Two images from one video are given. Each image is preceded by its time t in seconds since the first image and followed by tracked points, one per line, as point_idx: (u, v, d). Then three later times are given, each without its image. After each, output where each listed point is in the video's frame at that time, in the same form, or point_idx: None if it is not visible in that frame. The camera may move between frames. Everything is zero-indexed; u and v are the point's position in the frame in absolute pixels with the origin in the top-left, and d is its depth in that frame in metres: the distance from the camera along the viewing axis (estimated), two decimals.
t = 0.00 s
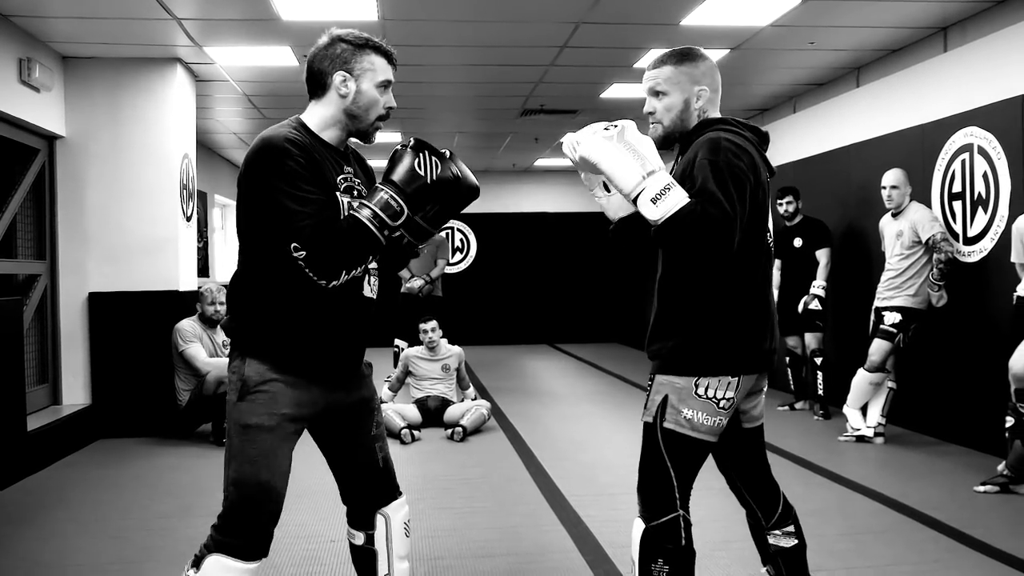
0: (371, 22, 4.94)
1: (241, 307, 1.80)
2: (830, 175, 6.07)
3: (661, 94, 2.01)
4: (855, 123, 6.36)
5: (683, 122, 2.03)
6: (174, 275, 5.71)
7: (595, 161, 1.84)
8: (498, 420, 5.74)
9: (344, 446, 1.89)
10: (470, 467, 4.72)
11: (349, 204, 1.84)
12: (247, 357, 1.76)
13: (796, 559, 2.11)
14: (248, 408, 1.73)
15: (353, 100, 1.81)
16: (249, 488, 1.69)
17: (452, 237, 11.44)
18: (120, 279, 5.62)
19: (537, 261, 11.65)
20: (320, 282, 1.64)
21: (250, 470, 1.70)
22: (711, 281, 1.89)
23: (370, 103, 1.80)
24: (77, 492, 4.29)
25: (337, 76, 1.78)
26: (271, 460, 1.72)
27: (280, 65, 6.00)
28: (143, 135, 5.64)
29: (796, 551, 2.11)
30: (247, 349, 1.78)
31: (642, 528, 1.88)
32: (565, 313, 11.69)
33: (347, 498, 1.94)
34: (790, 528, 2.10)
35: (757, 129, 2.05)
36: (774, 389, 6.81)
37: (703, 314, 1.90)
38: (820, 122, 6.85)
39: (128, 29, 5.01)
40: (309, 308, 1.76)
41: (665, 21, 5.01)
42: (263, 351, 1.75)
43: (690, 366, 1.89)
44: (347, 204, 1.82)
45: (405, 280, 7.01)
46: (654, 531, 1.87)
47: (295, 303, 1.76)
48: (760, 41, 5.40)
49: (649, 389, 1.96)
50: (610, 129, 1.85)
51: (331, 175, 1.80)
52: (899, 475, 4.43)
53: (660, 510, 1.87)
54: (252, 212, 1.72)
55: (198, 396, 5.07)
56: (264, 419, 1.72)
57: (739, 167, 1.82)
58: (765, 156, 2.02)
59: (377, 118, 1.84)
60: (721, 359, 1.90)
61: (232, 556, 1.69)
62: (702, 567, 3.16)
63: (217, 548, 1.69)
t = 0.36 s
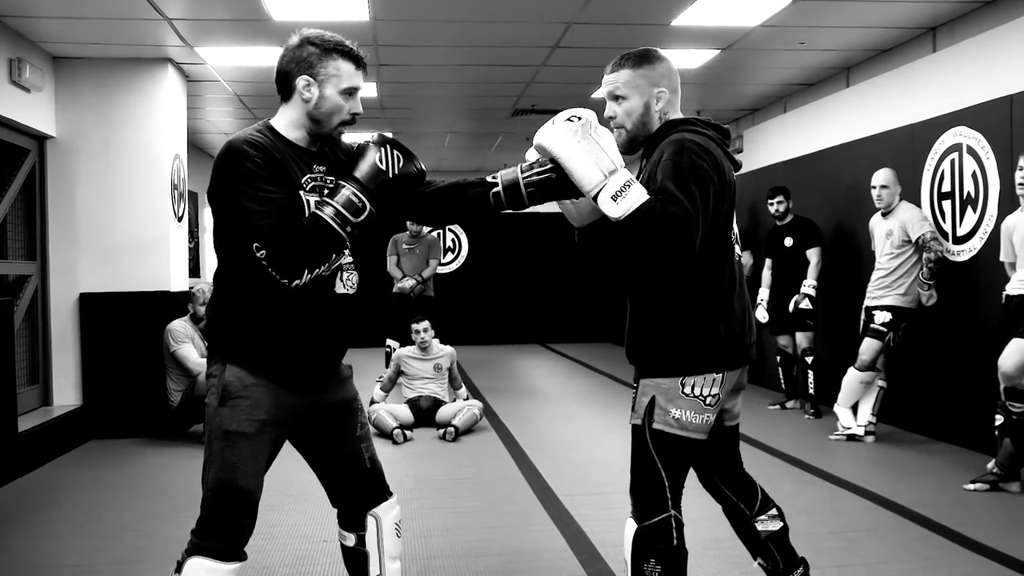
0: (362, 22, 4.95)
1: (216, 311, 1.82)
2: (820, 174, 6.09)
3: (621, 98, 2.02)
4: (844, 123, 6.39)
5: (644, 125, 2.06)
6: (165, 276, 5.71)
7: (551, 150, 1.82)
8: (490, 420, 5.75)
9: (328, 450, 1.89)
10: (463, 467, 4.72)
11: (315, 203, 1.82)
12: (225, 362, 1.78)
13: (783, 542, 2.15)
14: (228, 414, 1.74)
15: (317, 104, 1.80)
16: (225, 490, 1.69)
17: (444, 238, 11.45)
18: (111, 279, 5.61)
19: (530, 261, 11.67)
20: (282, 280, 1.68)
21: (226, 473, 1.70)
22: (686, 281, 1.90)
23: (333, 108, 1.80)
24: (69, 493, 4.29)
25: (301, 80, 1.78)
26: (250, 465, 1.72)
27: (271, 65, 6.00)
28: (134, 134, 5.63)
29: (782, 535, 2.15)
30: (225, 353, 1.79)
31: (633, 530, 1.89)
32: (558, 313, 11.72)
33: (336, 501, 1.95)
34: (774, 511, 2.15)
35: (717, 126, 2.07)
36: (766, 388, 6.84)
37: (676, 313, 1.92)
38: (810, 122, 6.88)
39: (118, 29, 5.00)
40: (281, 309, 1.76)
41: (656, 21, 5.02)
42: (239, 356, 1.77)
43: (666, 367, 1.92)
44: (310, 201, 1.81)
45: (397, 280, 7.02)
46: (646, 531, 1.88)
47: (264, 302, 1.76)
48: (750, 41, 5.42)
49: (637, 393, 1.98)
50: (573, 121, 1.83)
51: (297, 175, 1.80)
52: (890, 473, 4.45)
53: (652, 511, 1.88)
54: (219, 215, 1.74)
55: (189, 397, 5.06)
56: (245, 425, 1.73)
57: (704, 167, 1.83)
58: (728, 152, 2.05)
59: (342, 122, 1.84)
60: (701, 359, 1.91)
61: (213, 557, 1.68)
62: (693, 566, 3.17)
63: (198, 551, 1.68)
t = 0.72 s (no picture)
0: (357, 23, 4.95)
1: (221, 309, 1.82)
2: (816, 175, 6.10)
3: (586, 106, 2.00)
4: (839, 124, 6.41)
5: (610, 135, 2.04)
6: (161, 277, 5.71)
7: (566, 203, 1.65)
8: (486, 421, 5.76)
9: (329, 453, 1.89)
10: (458, 468, 4.73)
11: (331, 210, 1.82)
12: (235, 365, 1.77)
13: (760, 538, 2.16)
14: (237, 418, 1.73)
15: (329, 107, 1.80)
16: (230, 493, 1.70)
17: (440, 238, 11.45)
18: (106, 280, 5.61)
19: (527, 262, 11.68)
20: (303, 291, 1.71)
21: (234, 477, 1.71)
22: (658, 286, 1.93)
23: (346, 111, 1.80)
24: (65, 494, 4.28)
25: (313, 83, 1.78)
26: (257, 470, 1.73)
27: (266, 66, 5.99)
28: (130, 136, 5.63)
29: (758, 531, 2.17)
30: (234, 354, 1.78)
31: (606, 532, 1.89)
32: (554, 313, 11.73)
33: (334, 502, 1.95)
34: (748, 509, 2.16)
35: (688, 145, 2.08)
36: (761, 388, 6.86)
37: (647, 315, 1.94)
38: (805, 123, 6.90)
39: (113, 30, 4.99)
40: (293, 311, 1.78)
41: (650, 22, 5.03)
42: (250, 357, 1.76)
43: (633, 370, 1.93)
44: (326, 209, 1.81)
45: (393, 281, 7.03)
46: (619, 531, 1.88)
47: (281, 308, 1.77)
48: (745, 42, 5.43)
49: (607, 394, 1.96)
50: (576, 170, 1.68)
51: (315, 181, 1.80)
52: (884, 474, 4.46)
53: (621, 511, 1.88)
54: (234, 219, 1.74)
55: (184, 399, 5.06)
56: (253, 429, 1.73)
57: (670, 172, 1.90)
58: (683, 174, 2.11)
59: (354, 124, 1.85)
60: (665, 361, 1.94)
61: (216, 558, 1.69)
62: (689, 567, 3.17)
63: (201, 553, 1.69)
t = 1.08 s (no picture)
0: (355, 23, 4.95)
1: (231, 307, 1.77)
2: (814, 174, 6.11)
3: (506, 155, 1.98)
4: (836, 123, 6.42)
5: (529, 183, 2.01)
6: (159, 278, 5.71)
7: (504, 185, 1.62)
8: (485, 421, 5.76)
9: (332, 454, 1.89)
10: (457, 468, 4.73)
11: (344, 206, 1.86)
12: (248, 368, 1.74)
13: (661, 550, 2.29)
14: (248, 424, 1.71)
15: (329, 109, 1.82)
16: (241, 498, 1.70)
17: (438, 238, 11.45)
18: (105, 280, 5.61)
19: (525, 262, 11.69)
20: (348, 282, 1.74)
21: (246, 482, 1.70)
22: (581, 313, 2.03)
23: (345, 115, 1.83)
24: (64, 495, 4.29)
25: (316, 85, 1.79)
26: (268, 476, 1.72)
27: (263, 67, 6.00)
28: (129, 137, 5.64)
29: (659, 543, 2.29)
30: (247, 356, 1.75)
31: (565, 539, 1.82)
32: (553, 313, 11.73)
33: (336, 502, 1.96)
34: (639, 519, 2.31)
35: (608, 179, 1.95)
36: (760, 387, 6.87)
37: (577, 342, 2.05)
38: (802, 123, 6.91)
39: (111, 31, 4.99)
40: (315, 312, 1.78)
41: (648, 22, 5.03)
42: (264, 360, 1.74)
43: (577, 388, 1.84)
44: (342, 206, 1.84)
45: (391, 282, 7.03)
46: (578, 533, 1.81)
47: (303, 309, 1.76)
48: (743, 42, 5.43)
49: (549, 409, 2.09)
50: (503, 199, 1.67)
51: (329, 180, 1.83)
52: (882, 472, 4.47)
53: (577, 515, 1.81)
54: (257, 217, 1.72)
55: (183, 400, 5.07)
56: (264, 435, 1.71)
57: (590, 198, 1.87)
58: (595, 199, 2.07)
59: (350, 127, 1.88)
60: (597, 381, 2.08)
61: (220, 563, 1.69)
62: (688, 567, 3.17)
63: (206, 557, 1.69)
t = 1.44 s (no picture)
0: (356, 22, 4.95)
1: (233, 314, 1.74)
2: (815, 174, 6.10)
3: (480, 154, 2.41)
4: (837, 123, 6.41)
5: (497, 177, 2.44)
6: (161, 276, 5.71)
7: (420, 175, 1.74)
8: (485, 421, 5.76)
9: (333, 451, 1.92)
10: (458, 467, 4.74)
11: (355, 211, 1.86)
12: (260, 370, 1.73)
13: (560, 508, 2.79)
14: (261, 427, 1.71)
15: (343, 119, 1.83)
16: (256, 500, 1.69)
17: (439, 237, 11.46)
18: (106, 278, 5.62)
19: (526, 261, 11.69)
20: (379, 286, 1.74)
21: (261, 485, 1.70)
22: (521, 296, 2.39)
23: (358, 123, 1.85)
24: (64, 493, 4.29)
25: (329, 95, 1.79)
26: (281, 478, 1.72)
27: (264, 66, 6.00)
28: (130, 136, 5.64)
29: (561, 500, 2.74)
30: (257, 359, 1.73)
31: (487, 486, 2.30)
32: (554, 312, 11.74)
33: (335, 500, 1.96)
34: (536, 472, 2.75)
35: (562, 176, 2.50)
36: (761, 386, 6.87)
37: (521, 320, 2.40)
38: (803, 122, 6.90)
39: (113, 29, 5.00)
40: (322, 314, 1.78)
41: (649, 21, 5.02)
42: (277, 362, 1.73)
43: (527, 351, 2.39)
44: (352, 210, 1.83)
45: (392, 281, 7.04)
46: (498, 482, 2.30)
47: (315, 311, 1.76)
48: (744, 40, 5.42)
49: (500, 370, 2.40)
50: (419, 195, 1.72)
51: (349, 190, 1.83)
52: (883, 472, 4.46)
53: (495, 467, 2.32)
54: (275, 226, 1.69)
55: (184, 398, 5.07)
56: (278, 437, 1.71)
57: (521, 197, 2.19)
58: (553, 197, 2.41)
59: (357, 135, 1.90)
60: (542, 352, 2.40)
61: (235, 566, 1.70)
62: (688, 567, 3.16)
63: (221, 560, 1.69)
